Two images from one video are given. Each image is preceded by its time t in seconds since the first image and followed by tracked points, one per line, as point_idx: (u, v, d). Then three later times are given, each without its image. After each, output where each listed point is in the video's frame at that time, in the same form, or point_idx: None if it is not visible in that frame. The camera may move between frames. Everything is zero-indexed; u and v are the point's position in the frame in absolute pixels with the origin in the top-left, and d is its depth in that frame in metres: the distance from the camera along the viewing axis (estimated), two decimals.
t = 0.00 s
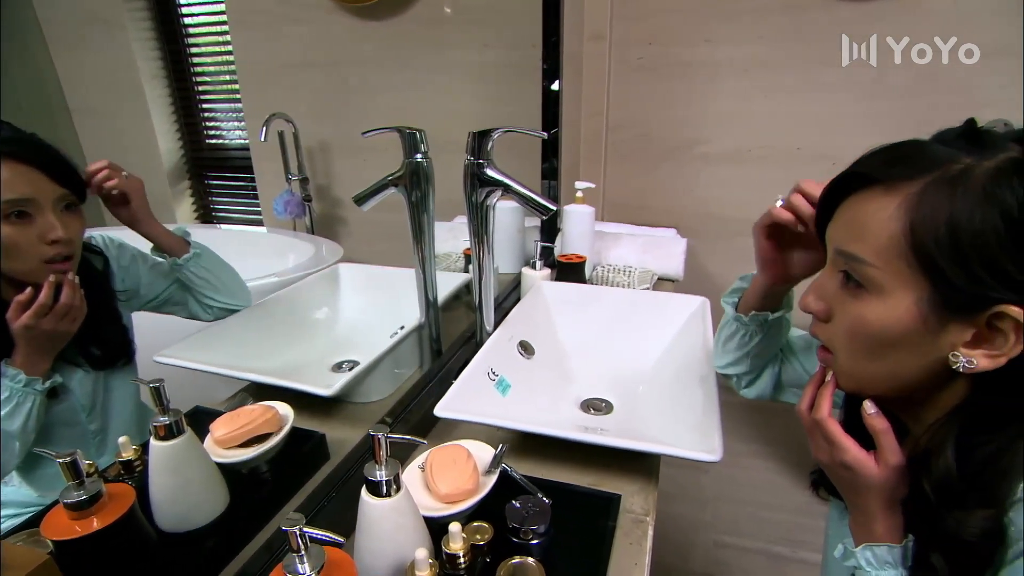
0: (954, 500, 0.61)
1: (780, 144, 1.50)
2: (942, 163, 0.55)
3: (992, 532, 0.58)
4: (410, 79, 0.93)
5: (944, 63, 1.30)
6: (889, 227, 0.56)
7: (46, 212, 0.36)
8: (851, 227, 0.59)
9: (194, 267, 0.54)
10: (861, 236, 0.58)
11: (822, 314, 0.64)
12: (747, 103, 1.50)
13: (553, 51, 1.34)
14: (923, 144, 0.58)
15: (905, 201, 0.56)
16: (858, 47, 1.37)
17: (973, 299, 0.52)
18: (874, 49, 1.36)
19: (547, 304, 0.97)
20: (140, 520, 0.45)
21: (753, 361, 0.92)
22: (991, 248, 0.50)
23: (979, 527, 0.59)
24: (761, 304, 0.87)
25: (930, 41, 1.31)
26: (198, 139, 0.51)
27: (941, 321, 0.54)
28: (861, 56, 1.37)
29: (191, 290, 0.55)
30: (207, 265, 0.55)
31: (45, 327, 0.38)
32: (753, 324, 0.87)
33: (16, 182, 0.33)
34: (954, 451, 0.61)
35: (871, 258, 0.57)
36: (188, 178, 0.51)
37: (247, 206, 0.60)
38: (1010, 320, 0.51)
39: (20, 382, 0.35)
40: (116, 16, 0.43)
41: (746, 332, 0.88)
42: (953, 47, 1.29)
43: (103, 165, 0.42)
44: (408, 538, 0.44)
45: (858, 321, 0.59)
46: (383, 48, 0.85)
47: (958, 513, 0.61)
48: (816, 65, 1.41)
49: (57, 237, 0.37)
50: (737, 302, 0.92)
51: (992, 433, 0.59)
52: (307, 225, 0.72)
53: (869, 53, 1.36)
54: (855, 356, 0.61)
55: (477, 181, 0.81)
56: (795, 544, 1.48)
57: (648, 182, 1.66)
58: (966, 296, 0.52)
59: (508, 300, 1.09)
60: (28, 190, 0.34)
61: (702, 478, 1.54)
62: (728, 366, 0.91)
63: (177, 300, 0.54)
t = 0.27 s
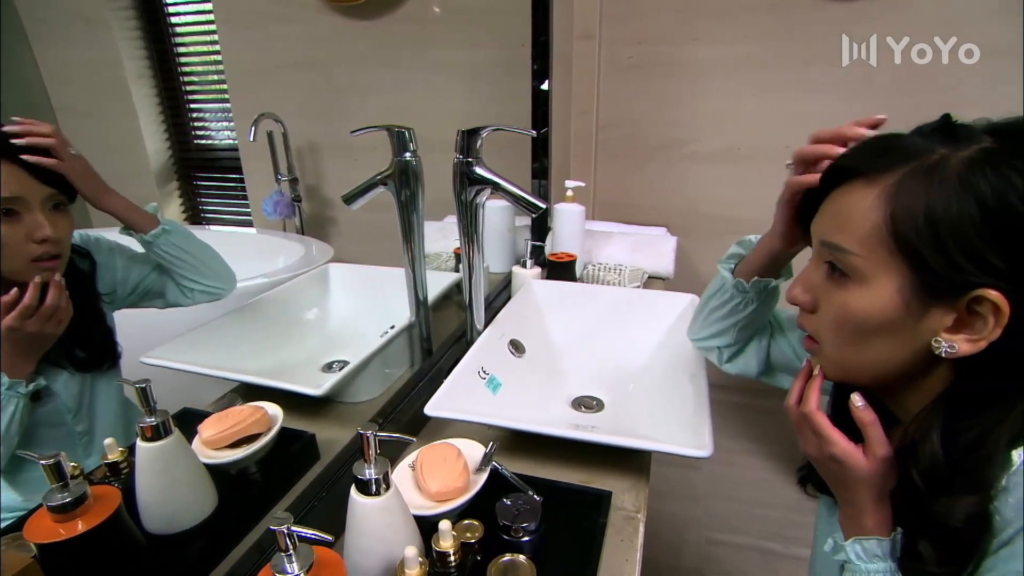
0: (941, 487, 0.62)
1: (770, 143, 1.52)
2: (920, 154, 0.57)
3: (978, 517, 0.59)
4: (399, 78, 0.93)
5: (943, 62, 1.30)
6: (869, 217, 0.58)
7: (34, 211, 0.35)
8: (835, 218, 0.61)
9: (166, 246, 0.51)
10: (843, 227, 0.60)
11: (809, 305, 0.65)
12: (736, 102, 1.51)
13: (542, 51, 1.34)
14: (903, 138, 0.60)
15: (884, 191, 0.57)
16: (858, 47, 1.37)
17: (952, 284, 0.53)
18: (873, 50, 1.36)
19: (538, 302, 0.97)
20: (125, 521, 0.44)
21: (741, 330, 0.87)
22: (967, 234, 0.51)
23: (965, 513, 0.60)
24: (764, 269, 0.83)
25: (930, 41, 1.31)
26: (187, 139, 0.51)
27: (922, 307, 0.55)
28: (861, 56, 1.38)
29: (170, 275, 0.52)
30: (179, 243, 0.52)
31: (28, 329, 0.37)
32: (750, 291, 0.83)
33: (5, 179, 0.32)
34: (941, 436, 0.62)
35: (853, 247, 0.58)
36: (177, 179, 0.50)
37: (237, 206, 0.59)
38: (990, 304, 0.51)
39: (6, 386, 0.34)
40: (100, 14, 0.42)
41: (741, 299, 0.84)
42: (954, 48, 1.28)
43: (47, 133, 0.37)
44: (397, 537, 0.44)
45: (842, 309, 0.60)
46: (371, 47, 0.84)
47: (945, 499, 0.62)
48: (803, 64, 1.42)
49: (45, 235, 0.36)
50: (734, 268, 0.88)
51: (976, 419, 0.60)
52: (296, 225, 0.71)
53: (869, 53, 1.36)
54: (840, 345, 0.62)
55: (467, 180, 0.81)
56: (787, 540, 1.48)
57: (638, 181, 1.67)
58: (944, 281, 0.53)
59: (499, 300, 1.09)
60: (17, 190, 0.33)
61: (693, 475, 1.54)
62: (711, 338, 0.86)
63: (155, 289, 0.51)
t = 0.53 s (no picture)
0: (927, 486, 0.63)
1: (760, 141, 1.52)
2: (908, 155, 0.57)
3: (966, 513, 0.60)
4: (389, 77, 0.92)
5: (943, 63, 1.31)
6: (858, 217, 0.58)
7: (17, 212, 0.35)
8: (824, 219, 0.62)
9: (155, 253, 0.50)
10: (833, 227, 0.60)
11: (799, 304, 0.66)
12: (727, 102, 1.51)
13: (533, 50, 1.34)
14: (892, 138, 0.60)
15: (873, 191, 0.58)
16: (859, 47, 1.37)
17: (941, 283, 0.53)
18: (873, 50, 1.37)
19: (530, 302, 0.97)
20: (113, 524, 0.44)
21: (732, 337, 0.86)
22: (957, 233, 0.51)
23: (953, 510, 0.61)
24: (755, 279, 0.84)
25: (930, 41, 1.32)
26: (177, 141, 0.51)
27: (911, 306, 0.56)
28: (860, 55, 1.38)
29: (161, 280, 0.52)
30: (170, 253, 0.52)
31: (11, 333, 0.35)
32: (743, 299, 0.83)
33: None
34: (929, 434, 0.63)
35: (843, 247, 0.59)
36: (167, 180, 0.50)
37: (228, 206, 0.59)
38: (978, 303, 0.52)
39: None
40: (88, 13, 0.42)
41: (734, 307, 0.83)
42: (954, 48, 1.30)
43: (44, 141, 0.37)
44: (387, 537, 0.44)
45: (832, 309, 0.61)
46: (361, 46, 0.84)
47: (933, 498, 0.63)
48: (794, 64, 1.43)
49: (28, 238, 0.36)
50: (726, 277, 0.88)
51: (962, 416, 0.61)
52: (287, 226, 0.71)
53: (869, 53, 1.37)
54: (830, 344, 0.63)
55: (457, 178, 0.81)
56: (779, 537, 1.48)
57: (630, 180, 1.67)
58: (933, 281, 0.53)
59: (490, 299, 1.08)
60: None
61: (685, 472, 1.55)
62: (706, 346, 0.85)
63: (147, 295, 0.51)
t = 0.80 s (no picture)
0: (910, 480, 0.65)
1: (748, 141, 1.53)
2: (889, 151, 0.58)
3: (946, 507, 0.62)
4: (378, 77, 0.92)
5: (943, 62, 1.34)
6: (841, 213, 0.59)
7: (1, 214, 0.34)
8: (806, 214, 0.62)
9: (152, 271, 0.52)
10: (816, 223, 0.61)
11: (783, 300, 0.67)
12: (716, 101, 1.52)
13: (522, 50, 1.34)
14: (874, 135, 0.61)
15: (855, 186, 0.58)
16: (858, 46, 1.38)
17: (922, 279, 0.55)
18: (873, 49, 1.37)
19: (519, 301, 0.97)
20: (95, 527, 0.43)
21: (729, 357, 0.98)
22: (939, 230, 0.53)
23: (932, 503, 0.62)
24: (742, 308, 0.94)
25: (929, 41, 1.33)
26: (164, 141, 0.50)
27: (893, 302, 0.57)
28: (860, 56, 1.39)
29: (154, 301, 0.53)
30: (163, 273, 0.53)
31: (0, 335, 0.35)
32: (733, 327, 0.95)
33: None
34: (909, 429, 0.65)
35: (825, 243, 0.60)
36: (154, 182, 0.50)
37: (214, 208, 0.59)
38: (957, 298, 0.53)
39: None
40: (70, 12, 0.41)
41: (726, 333, 0.96)
42: (954, 48, 1.32)
43: (48, 170, 0.39)
44: (375, 537, 0.44)
45: (815, 304, 0.62)
46: (350, 46, 0.84)
47: (915, 492, 0.64)
48: (782, 64, 1.44)
49: (11, 239, 0.35)
50: (717, 306, 1.00)
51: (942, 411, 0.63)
52: (276, 227, 0.71)
53: (869, 53, 1.38)
54: (814, 339, 0.64)
55: (445, 178, 0.81)
56: (770, 534, 1.49)
57: (619, 179, 1.68)
58: (914, 276, 0.55)
59: (480, 299, 1.08)
60: None
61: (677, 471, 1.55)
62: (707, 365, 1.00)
63: (139, 312, 0.52)
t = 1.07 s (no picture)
0: (900, 469, 0.67)
1: (736, 141, 1.55)
2: (877, 142, 0.59)
3: (933, 494, 0.63)
4: (366, 77, 0.92)
5: (943, 62, 1.35)
6: (831, 203, 0.60)
7: None
8: (796, 204, 0.63)
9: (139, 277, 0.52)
10: (806, 213, 0.61)
11: (772, 292, 0.68)
12: (704, 101, 1.53)
13: (510, 51, 1.34)
14: (862, 125, 0.62)
15: (845, 176, 0.59)
16: (859, 46, 1.39)
17: (910, 269, 0.56)
18: (874, 49, 1.38)
19: (508, 300, 0.97)
20: (78, 532, 0.43)
21: (736, 390, 1.10)
22: (927, 221, 0.54)
23: (920, 490, 0.63)
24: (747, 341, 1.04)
25: (929, 41, 1.34)
26: (148, 142, 0.50)
27: (882, 292, 0.59)
28: (860, 56, 1.40)
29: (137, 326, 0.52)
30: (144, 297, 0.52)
31: None
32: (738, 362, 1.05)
33: None
34: (897, 418, 0.66)
35: (816, 233, 0.61)
36: (139, 184, 0.50)
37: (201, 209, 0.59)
38: (944, 288, 0.55)
39: None
40: (53, 12, 0.41)
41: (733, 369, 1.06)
42: (953, 48, 1.33)
43: (39, 202, 0.39)
44: (363, 537, 0.44)
45: (805, 295, 0.63)
46: (337, 45, 0.84)
47: (902, 480, 0.66)
48: (769, 64, 1.46)
49: None
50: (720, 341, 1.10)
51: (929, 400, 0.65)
52: (265, 229, 0.71)
53: (869, 53, 1.39)
54: (804, 330, 0.65)
55: (433, 178, 0.81)
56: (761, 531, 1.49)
57: (609, 179, 1.68)
58: (902, 265, 0.56)
59: (470, 299, 1.08)
60: None
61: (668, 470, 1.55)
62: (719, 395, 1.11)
63: (121, 332, 0.50)
